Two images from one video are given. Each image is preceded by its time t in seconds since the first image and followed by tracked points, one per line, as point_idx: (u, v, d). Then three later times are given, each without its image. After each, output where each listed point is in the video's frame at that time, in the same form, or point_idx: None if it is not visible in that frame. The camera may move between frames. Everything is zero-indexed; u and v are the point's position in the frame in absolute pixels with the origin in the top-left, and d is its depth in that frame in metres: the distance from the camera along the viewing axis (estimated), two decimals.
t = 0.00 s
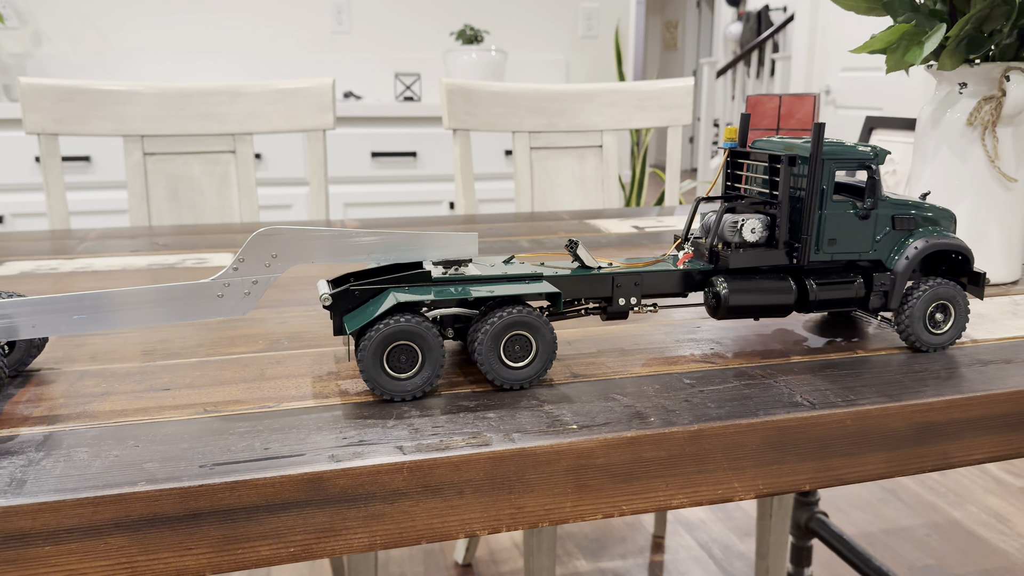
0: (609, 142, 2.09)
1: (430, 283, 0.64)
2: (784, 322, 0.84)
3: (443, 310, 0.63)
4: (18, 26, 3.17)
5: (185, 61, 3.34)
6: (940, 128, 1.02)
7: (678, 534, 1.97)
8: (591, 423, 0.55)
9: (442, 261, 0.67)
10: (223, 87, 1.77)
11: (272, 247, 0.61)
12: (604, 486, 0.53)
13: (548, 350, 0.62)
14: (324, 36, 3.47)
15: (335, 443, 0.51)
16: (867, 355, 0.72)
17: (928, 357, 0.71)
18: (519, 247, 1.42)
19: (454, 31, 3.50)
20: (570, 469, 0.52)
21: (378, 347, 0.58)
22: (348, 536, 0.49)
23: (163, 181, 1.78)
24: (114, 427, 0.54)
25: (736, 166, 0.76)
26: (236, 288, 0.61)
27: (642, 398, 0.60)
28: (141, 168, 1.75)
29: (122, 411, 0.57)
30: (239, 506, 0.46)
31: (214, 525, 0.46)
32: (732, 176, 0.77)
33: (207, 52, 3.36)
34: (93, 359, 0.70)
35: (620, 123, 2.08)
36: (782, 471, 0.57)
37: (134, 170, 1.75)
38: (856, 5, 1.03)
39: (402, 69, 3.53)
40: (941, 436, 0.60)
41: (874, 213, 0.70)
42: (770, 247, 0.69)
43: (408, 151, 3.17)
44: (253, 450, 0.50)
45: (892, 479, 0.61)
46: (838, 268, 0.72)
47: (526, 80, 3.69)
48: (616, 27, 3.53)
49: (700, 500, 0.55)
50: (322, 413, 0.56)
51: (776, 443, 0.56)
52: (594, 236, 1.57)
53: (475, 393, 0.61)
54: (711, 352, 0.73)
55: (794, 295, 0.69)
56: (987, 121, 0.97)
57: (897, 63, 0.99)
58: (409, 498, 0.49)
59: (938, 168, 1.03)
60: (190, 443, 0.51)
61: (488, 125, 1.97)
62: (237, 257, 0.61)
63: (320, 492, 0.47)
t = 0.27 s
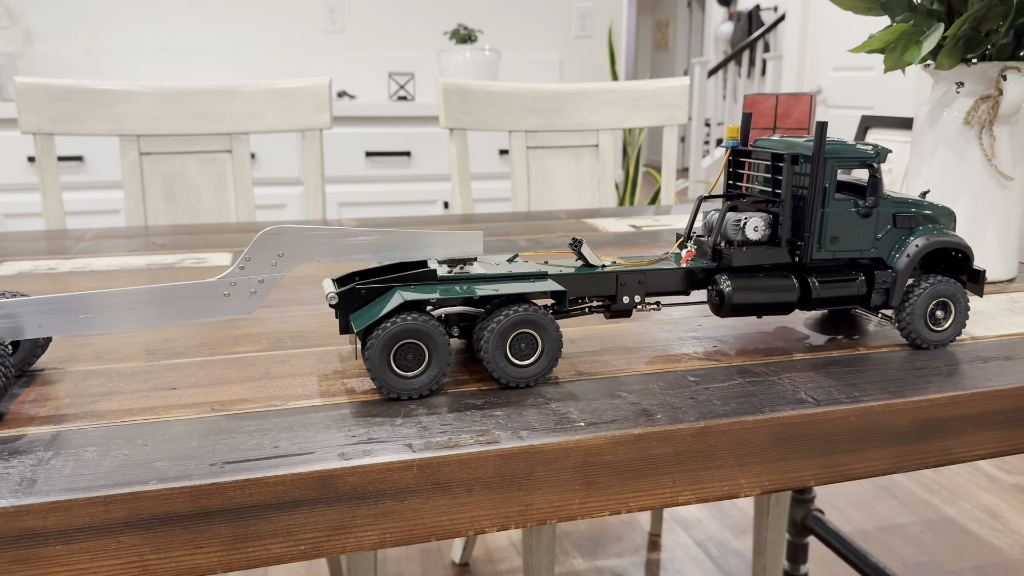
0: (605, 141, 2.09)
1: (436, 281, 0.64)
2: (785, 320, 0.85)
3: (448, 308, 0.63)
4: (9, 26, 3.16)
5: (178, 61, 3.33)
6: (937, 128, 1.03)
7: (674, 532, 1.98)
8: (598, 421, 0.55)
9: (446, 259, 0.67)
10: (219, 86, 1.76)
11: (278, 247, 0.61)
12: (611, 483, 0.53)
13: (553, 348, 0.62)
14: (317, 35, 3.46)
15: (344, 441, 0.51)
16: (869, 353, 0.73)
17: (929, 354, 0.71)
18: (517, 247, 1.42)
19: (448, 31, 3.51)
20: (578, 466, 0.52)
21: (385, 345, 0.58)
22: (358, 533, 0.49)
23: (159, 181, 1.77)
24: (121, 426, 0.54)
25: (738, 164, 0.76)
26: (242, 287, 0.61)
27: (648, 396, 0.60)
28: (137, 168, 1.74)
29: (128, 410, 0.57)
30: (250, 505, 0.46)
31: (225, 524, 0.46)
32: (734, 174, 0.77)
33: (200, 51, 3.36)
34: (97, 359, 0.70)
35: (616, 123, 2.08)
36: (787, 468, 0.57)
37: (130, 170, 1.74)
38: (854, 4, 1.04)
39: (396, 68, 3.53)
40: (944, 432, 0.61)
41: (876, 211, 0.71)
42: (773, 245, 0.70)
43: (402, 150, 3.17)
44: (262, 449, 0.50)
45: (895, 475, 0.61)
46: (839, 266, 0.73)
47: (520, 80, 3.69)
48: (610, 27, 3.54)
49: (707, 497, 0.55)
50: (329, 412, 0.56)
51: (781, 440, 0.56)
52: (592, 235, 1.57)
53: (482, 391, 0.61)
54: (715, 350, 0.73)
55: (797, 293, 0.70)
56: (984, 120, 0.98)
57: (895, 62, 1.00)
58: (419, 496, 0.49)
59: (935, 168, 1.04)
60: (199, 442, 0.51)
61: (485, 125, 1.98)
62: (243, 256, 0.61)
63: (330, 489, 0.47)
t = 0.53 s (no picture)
0: (602, 141, 2.09)
1: (441, 280, 0.65)
2: (786, 318, 0.85)
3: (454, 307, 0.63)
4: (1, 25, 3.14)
5: (171, 60, 3.32)
6: (934, 127, 1.04)
7: (670, 530, 1.99)
8: (606, 418, 0.55)
9: (451, 258, 0.67)
10: (216, 86, 1.76)
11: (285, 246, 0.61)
12: (619, 480, 0.54)
13: (559, 346, 0.62)
14: (310, 35, 3.45)
15: (354, 440, 0.51)
16: (870, 350, 0.73)
17: (930, 352, 0.72)
18: (514, 246, 1.42)
19: (441, 31, 3.51)
20: (586, 463, 0.52)
21: (392, 344, 0.58)
22: (368, 531, 0.49)
23: (155, 181, 1.77)
24: (129, 426, 0.54)
25: (739, 163, 0.77)
26: (249, 287, 0.61)
27: (654, 393, 0.60)
28: (133, 168, 1.74)
29: (135, 410, 0.57)
30: (262, 503, 0.46)
31: (237, 523, 0.46)
32: (736, 173, 0.78)
33: (193, 51, 3.35)
34: (101, 359, 0.70)
35: (612, 122, 2.09)
36: (793, 464, 0.57)
37: (126, 169, 1.73)
38: (852, 4, 1.04)
39: (389, 68, 3.53)
40: (946, 428, 0.61)
41: (877, 209, 0.71)
42: (776, 243, 0.70)
43: (397, 150, 3.16)
44: (273, 447, 0.50)
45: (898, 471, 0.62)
46: (841, 264, 0.73)
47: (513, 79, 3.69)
48: (604, 27, 3.55)
49: (713, 493, 0.56)
50: (338, 411, 0.57)
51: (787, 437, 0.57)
52: (589, 234, 1.57)
53: (488, 390, 0.62)
54: (717, 347, 0.74)
55: (800, 291, 0.70)
56: (981, 119, 0.99)
57: (893, 62, 1.00)
58: (429, 493, 0.50)
59: (933, 166, 1.04)
60: (208, 441, 0.51)
61: (482, 124, 1.98)
62: (250, 256, 0.61)
63: (341, 488, 0.48)
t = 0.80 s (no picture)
0: (598, 140, 2.10)
1: (446, 279, 0.65)
2: (786, 316, 0.86)
3: (459, 305, 0.64)
4: None
5: (164, 60, 3.32)
6: (931, 126, 1.05)
7: (667, 528, 1.99)
8: (613, 415, 0.56)
9: (455, 258, 0.68)
10: (213, 86, 1.75)
11: (292, 245, 0.62)
12: (627, 476, 0.54)
13: (564, 344, 0.63)
14: (304, 35, 3.45)
15: (364, 437, 0.52)
16: (871, 348, 0.74)
17: (930, 348, 0.73)
18: (512, 245, 1.43)
19: (435, 31, 3.51)
20: (594, 460, 0.53)
21: (399, 342, 0.58)
22: (379, 528, 0.49)
23: (152, 181, 1.76)
24: (138, 424, 0.54)
25: (741, 162, 0.77)
26: (256, 286, 0.62)
27: (660, 391, 0.61)
28: (130, 168, 1.73)
29: (143, 409, 0.57)
30: (273, 500, 0.46)
31: (249, 520, 0.46)
32: (737, 172, 0.78)
33: (186, 51, 3.34)
34: (106, 358, 0.70)
35: (609, 122, 2.09)
36: (797, 460, 0.58)
37: (123, 169, 1.73)
38: (849, 4, 1.05)
39: (383, 68, 3.53)
40: (948, 424, 0.62)
41: (878, 207, 0.72)
42: (778, 242, 0.71)
43: (391, 150, 3.16)
44: (283, 445, 0.50)
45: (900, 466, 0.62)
46: (842, 262, 0.74)
47: (507, 79, 3.70)
48: (598, 27, 3.56)
49: (719, 489, 0.56)
50: (347, 410, 0.57)
51: (791, 433, 0.57)
52: (587, 233, 1.58)
53: (494, 387, 0.62)
54: (719, 345, 0.74)
55: (802, 289, 0.71)
56: (977, 119, 1.00)
57: (891, 62, 1.01)
58: (438, 490, 0.50)
59: (930, 165, 1.05)
60: (219, 439, 0.51)
61: (479, 124, 1.98)
62: (257, 255, 0.61)
63: (352, 484, 0.48)
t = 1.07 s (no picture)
0: (596, 140, 2.10)
1: (456, 278, 0.65)
2: (790, 315, 0.86)
3: (468, 305, 0.64)
4: None
5: (158, 60, 3.31)
6: (931, 125, 1.05)
7: (664, 526, 2.00)
8: (624, 413, 0.56)
9: (463, 257, 0.68)
10: (211, 85, 1.75)
11: (303, 245, 0.62)
12: (638, 474, 0.54)
13: (574, 342, 0.63)
14: (299, 34, 3.44)
15: (378, 436, 0.52)
16: (876, 346, 0.75)
17: (934, 346, 0.73)
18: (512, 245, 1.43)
19: (430, 31, 3.51)
20: (606, 458, 0.53)
21: (410, 341, 0.58)
22: (393, 526, 0.49)
23: (150, 181, 1.76)
24: (150, 424, 0.54)
25: (746, 162, 0.78)
26: (267, 285, 0.62)
27: (669, 389, 0.61)
28: (128, 168, 1.73)
29: (154, 409, 0.57)
30: (289, 499, 0.47)
31: (265, 519, 0.47)
32: (742, 171, 0.79)
33: (180, 51, 3.33)
34: (114, 358, 0.70)
35: (606, 122, 2.09)
36: (806, 457, 0.58)
37: (120, 169, 1.72)
38: (849, 4, 1.06)
39: (377, 68, 3.53)
40: (954, 421, 0.62)
41: (883, 206, 0.72)
42: (784, 241, 0.71)
43: (387, 150, 3.16)
44: (297, 444, 0.50)
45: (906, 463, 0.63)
46: (847, 261, 0.74)
47: (502, 79, 3.70)
48: (593, 27, 3.57)
49: (730, 486, 0.57)
50: (359, 409, 0.57)
51: (800, 430, 0.58)
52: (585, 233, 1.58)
53: (504, 386, 0.62)
54: (725, 344, 0.75)
55: (808, 287, 0.71)
56: (977, 118, 1.01)
57: (891, 62, 1.02)
58: (452, 489, 0.50)
59: (930, 164, 1.06)
60: (233, 439, 0.51)
61: (477, 123, 1.98)
62: (268, 254, 0.61)
63: (367, 483, 0.48)
